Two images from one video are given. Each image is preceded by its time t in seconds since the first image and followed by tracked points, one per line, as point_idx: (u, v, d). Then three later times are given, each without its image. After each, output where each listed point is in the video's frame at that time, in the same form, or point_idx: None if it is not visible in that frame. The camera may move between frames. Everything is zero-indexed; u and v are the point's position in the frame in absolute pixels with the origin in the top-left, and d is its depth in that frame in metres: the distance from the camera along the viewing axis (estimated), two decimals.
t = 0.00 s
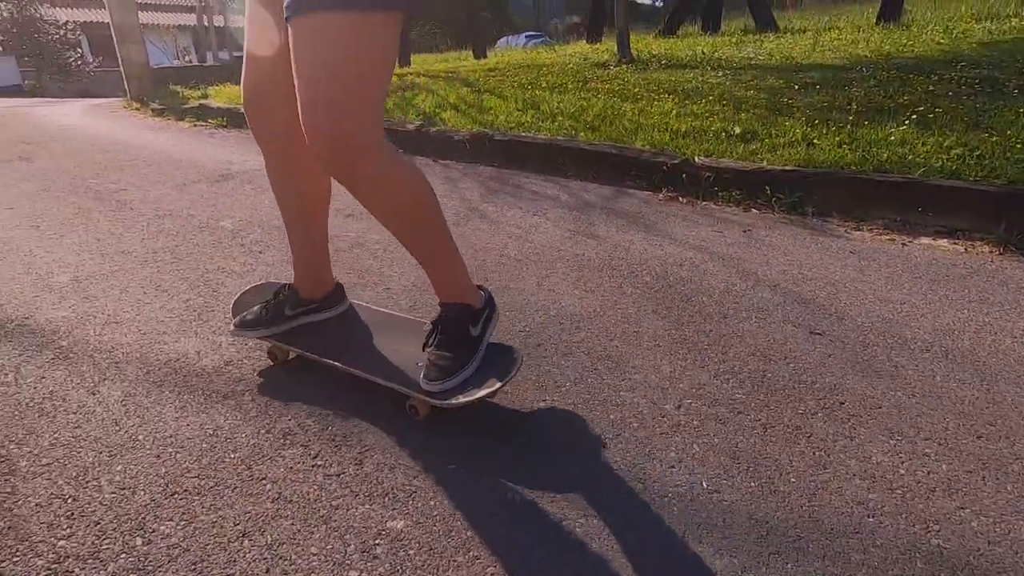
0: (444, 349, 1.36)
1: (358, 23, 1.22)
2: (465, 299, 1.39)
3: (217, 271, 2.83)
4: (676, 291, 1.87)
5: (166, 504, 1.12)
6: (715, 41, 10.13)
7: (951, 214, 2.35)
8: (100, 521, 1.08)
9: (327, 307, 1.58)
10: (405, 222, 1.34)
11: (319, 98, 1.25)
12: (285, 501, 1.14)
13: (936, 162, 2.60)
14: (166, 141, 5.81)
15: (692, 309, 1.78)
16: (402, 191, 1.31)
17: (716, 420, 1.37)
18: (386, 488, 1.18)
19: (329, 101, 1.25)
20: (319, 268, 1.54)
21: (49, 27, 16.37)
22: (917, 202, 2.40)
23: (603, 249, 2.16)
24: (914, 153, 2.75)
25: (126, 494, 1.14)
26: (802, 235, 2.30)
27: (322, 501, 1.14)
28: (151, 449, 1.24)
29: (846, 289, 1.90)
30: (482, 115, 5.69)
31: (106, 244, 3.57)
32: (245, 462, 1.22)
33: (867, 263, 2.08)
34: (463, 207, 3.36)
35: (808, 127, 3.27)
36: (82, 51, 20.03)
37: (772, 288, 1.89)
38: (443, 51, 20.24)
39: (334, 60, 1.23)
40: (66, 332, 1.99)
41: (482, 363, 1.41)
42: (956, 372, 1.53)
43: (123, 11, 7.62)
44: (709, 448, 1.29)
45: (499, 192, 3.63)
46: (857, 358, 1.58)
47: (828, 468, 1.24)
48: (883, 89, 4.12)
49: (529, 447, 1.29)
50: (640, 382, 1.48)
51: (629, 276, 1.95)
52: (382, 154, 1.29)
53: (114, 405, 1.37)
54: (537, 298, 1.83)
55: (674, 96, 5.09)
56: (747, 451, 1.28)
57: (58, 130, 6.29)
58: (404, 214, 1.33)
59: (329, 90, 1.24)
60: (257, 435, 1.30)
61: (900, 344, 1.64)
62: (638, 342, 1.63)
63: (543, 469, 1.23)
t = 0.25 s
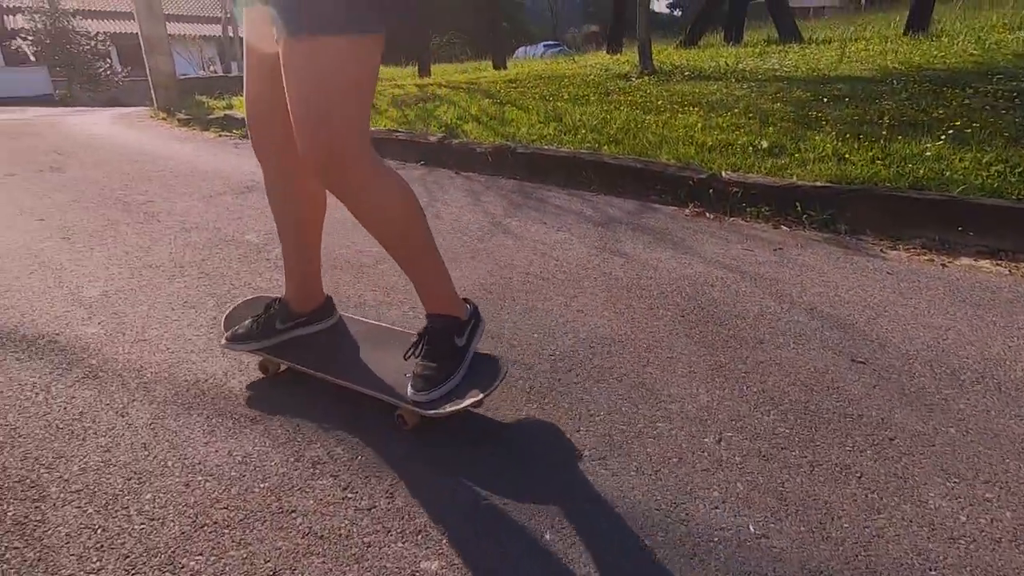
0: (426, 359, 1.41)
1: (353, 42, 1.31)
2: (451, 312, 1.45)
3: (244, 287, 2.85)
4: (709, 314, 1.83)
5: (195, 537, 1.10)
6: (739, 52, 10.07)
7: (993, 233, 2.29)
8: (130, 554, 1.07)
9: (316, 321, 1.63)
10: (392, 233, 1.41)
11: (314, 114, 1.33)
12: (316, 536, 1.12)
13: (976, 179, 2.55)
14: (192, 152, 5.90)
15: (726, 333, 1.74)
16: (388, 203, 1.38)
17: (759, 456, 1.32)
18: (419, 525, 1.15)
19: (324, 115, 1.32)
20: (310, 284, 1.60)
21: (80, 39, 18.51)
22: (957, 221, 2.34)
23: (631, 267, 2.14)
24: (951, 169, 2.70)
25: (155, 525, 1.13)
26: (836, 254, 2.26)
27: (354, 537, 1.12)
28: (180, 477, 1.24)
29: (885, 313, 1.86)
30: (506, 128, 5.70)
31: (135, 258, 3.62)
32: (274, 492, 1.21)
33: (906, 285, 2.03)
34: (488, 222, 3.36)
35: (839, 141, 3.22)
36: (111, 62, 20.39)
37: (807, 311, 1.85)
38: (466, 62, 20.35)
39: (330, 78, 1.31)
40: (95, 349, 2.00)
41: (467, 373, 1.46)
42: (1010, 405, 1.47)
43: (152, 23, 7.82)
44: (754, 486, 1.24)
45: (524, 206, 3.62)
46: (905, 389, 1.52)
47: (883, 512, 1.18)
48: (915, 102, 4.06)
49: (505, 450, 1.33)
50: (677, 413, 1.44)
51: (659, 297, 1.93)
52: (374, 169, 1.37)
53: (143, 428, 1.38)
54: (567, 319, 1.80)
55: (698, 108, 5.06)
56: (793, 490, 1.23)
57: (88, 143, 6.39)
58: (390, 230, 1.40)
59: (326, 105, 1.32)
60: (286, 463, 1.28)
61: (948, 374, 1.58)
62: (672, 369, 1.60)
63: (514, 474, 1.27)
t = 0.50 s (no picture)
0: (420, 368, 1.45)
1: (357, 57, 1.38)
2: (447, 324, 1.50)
3: (273, 300, 2.87)
4: (745, 338, 1.79)
5: (229, 568, 1.09)
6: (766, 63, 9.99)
7: None
8: None
9: (318, 331, 1.71)
10: (385, 243, 1.46)
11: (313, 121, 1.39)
12: (349, 569, 1.10)
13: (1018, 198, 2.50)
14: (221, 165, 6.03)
15: (763, 358, 1.70)
16: (384, 214, 1.44)
17: (807, 495, 1.26)
18: (453, 560, 1.12)
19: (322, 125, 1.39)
20: (312, 289, 1.68)
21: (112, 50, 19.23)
22: (1000, 242, 2.29)
23: (662, 285, 2.11)
24: (991, 186, 2.64)
25: (188, 554, 1.12)
26: (874, 275, 2.21)
27: (387, 571, 1.10)
28: (213, 503, 1.23)
29: (928, 339, 1.81)
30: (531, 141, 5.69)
31: (166, 271, 3.67)
32: (307, 522, 1.20)
33: (948, 309, 1.98)
34: (515, 236, 3.35)
35: (873, 156, 3.18)
36: (141, 73, 20.85)
37: (847, 337, 1.81)
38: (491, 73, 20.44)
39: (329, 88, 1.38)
40: (127, 366, 2.01)
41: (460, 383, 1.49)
42: None
43: (181, 36, 8.09)
44: (803, 528, 1.18)
45: (550, 220, 3.60)
46: (954, 422, 1.46)
47: (941, 559, 1.11)
48: (950, 116, 4.00)
49: (490, 457, 1.37)
50: (718, 446, 1.39)
51: (692, 318, 1.90)
52: (369, 179, 1.43)
53: (175, 450, 1.38)
54: (600, 342, 1.78)
55: (725, 121, 5.02)
56: (845, 534, 1.17)
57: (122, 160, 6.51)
58: (385, 239, 1.45)
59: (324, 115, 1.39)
60: (319, 491, 1.27)
61: (1000, 407, 1.52)
62: (710, 395, 1.56)
63: (501, 477, 1.30)
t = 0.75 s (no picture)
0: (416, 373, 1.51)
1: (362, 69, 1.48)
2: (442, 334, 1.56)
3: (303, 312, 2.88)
4: (784, 362, 1.75)
5: None
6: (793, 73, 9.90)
7: None
8: None
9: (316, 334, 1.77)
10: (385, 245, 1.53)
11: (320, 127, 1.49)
12: None
13: None
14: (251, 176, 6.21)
15: (804, 384, 1.66)
16: (385, 217, 1.52)
17: (860, 535, 1.20)
18: None
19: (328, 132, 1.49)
20: (318, 297, 1.76)
21: (145, 59, 21.03)
22: None
23: (694, 305, 2.08)
24: None
25: None
26: (915, 296, 2.16)
27: None
28: (245, 526, 1.22)
29: (975, 364, 1.76)
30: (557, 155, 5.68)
31: (196, 284, 3.71)
32: (340, 548, 1.18)
33: (994, 333, 1.92)
34: (542, 249, 3.34)
35: (909, 171, 3.12)
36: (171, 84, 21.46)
37: (890, 362, 1.76)
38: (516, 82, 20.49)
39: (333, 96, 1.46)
40: (158, 380, 2.02)
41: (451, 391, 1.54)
42: None
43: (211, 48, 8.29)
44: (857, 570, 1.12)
45: (577, 232, 3.58)
46: (1010, 456, 1.40)
47: None
48: (986, 130, 3.93)
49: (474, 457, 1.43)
50: (763, 479, 1.34)
51: (727, 340, 1.86)
52: (373, 186, 1.51)
53: (207, 468, 1.38)
54: (633, 364, 1.75)
55: (753, 133, 4.98)
56: None
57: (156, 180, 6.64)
58: (386, 243, 1.52)
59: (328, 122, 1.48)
60: (352, 516, 1.25)
61: None
62: (750, 422, 1.52)
63: (490, 471, 1.37)
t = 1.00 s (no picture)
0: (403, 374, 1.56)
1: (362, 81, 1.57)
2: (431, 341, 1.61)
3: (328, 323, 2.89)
4: (823, 383, 1.71)
5: None
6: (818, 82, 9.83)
7: None
8: None
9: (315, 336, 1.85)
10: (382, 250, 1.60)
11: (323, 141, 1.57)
12: None
13: None
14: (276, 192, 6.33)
15: (845, 407, 1.61)
16: (385, 223, 1.59)
17: (915, 571, 1.14)
18: None
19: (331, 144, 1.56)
20: (318, 297, 1.85)
21: (169, 67, 22.04)
22: None
23: (725, 320, 2.05)
24: None
25: None
26: (955, 315, 2.10)
27: None
28: (274, 548, 1.21)
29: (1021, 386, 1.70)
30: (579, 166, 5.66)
31: (222, 293, 3.74)
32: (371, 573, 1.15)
33: None
34: (567, 260, 3.32)
35: (942, 184, 3.07)
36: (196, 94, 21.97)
37: (933, 384, 1.71)
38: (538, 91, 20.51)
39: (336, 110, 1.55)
40: (186, 392, 2.02)
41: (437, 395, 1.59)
42: None
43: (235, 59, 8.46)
44: None
45: (602, 243, 3.56)
46: None
47: None
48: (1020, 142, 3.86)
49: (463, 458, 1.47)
50: (808, 510, 1.29)
51: (761, 359, 1.83)
52: (371, 191, 1.59)
53: (235, 485, 1.37)
54: (666, 383, 1.71)
55: (779, 143, 4.94)
56: None
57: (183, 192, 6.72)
58: (382, 246, 1.59)
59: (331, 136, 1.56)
60: (382, 539, 1.23)
61: None
62: (789, 446, 1.47)
63: (477, 472, 1.41)
